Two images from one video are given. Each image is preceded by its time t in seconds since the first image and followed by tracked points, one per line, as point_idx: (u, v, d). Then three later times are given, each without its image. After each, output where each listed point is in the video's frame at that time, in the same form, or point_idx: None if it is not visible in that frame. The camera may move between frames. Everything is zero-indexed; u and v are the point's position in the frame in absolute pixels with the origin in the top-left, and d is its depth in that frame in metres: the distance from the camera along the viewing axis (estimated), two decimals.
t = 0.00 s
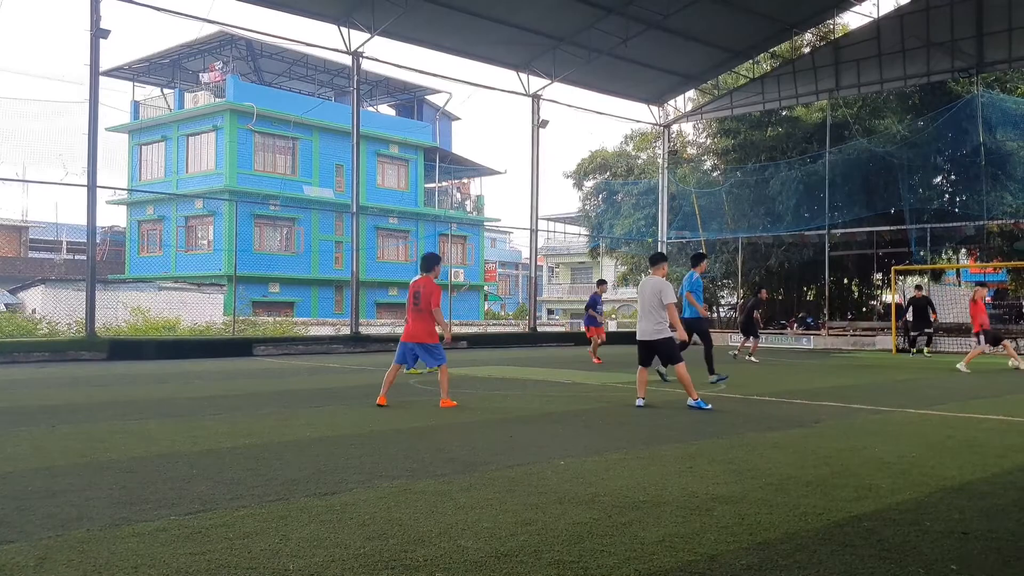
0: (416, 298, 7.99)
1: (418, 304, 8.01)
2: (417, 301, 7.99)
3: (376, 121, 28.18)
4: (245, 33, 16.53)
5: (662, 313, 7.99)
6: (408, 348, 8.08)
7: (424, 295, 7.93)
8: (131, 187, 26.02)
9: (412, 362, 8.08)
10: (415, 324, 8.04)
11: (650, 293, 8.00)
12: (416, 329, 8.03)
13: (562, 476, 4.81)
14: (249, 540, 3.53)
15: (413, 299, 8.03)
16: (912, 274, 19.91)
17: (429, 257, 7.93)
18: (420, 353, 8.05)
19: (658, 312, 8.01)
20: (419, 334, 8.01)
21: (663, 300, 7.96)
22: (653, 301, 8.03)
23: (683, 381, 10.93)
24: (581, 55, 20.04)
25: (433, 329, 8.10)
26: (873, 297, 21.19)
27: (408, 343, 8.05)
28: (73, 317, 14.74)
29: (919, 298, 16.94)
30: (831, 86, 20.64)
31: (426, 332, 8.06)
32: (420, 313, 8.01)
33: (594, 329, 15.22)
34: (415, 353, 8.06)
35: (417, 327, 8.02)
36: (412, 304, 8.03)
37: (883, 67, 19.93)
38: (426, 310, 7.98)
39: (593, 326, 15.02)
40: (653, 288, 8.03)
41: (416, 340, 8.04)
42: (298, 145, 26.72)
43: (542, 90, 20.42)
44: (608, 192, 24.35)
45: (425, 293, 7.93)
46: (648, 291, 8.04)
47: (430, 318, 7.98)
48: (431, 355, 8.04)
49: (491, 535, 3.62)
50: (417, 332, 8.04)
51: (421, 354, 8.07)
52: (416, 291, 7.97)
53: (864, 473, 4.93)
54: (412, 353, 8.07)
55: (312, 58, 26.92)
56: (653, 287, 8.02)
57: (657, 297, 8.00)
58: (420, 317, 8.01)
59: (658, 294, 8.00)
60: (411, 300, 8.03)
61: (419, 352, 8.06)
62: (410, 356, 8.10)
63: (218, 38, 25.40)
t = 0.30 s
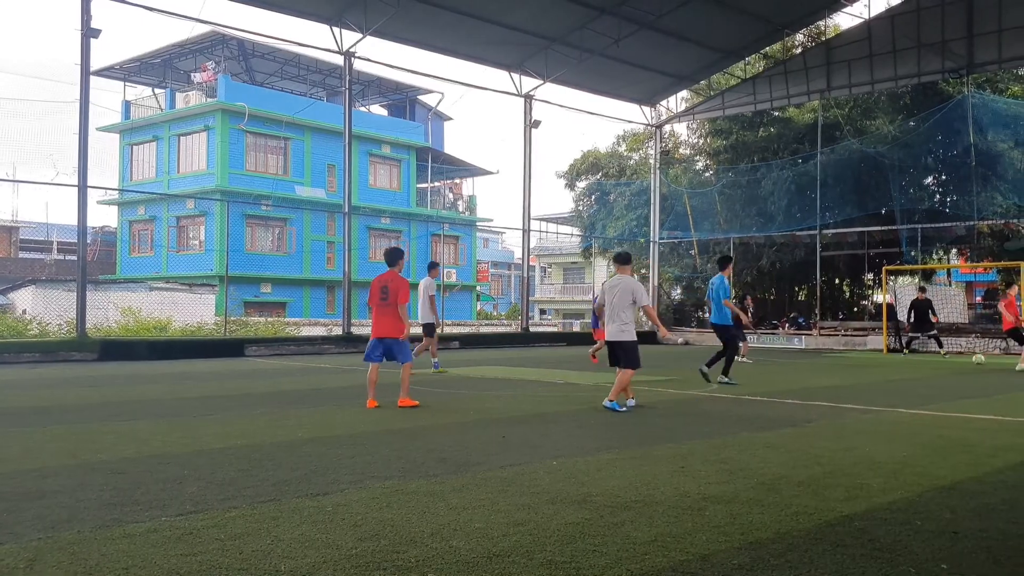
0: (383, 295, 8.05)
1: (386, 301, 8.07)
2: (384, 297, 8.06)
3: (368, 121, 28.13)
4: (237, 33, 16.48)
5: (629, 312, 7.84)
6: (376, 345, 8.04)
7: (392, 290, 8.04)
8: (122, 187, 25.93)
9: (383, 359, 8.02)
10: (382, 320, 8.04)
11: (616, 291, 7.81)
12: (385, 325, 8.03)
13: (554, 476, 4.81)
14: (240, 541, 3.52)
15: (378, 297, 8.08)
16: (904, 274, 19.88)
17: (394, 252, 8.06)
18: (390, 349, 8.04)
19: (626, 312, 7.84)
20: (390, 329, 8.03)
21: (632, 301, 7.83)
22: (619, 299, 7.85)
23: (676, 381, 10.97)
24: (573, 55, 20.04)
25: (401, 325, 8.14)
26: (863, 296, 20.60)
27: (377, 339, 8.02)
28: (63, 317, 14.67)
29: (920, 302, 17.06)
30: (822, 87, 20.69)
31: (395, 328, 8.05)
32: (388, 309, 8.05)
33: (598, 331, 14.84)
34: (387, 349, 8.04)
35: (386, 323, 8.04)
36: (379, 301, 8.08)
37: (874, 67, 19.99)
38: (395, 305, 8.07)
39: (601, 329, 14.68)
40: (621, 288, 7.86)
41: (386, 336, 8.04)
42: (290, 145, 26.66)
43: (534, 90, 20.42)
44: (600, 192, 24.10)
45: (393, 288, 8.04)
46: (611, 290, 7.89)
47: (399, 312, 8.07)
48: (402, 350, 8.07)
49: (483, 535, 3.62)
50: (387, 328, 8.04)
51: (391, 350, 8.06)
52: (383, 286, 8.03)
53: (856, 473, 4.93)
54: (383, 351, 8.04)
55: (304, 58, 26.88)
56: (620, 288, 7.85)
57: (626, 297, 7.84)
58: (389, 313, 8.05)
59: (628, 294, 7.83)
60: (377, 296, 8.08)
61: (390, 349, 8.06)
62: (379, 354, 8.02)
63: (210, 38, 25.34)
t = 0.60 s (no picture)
0: (368, 294, 8.05)
1: (370, 300, 8.07)
2: (369, 297, 8.06)
3: (359, 121, 28.09)
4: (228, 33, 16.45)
5: (596, 311, 7.87)
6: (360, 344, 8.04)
7: (377, 288, 8.06)
8: (113, 187, 25.86)
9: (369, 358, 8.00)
10: (366, 320, 8.05)
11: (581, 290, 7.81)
12: (370, 324, 8.04)
13: (545, 476, 4.82)
14: (231, 542, 3.52)
15: (360, 296, 8.07)
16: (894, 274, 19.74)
17: (377, 252, 8.11)
18: (372, 349, 8.01)
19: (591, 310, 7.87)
20: (375, 327, 8.04)
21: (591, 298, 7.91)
22: (582, 296, 7.84)
23: (667, 381, 10.99)
24: (565, 55, 20.06)
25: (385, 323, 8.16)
26: (853, 296, 20.86)
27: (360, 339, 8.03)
28: (53, 317, 14.62)
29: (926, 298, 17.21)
30: (812, 88, 20.77)
31: (379, 327, 8.06)
32: (373, 308, 8.05)
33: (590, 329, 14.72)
34: (373, 347, 8.03)
35: (372, 322, 8.05)
36: (363, 301, 8.07)
37: (864, 68, 20.09)
38: (380, 303, 8.09)
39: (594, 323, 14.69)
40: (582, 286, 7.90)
41: (371, 334, 8.04)
42: (281, 145, 26.61)
43: (526, 90, 20.44)
44: (593, 193, 24.86)
45: (379, 287, 8.06)
46: (569, 287, 7.83)
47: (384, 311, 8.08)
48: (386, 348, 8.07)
49: (474, 535, 3.62)
50: (373, 327, 8.04)
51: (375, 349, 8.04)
52: (368, 285, 8.04)
53: (846, 472, 4.96)
54: (367, 350, 8.03)
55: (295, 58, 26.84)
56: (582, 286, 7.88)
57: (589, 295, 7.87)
58: (374, 312, 8.05)
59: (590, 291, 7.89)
60: (361, 296, 8.08)
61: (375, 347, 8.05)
62: (365, 353, 8.00)
63: (201, 37, 25.29)
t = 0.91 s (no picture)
0: (360, 295, 8.05)
1: (362, 301, 8.05)
2: (361, 298, 8.05)
3: (349, 120, 28.04)
4: (217, 31, 16.40)
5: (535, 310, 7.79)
6: (353, 345, 7.99)
7: (369, 289, 8.04)
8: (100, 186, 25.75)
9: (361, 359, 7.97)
10: (357, 321, 8.04)
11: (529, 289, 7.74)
12: (360, 325, 8.03)
13: (534, 476, 4.82)
14: (219, 542, 3.50)
15: (352, 296, 8.06)
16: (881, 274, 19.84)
17: (368, 252, 8.08)
18: (368, 349, 7.99)
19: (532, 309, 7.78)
20: (367, 328, 8.03)
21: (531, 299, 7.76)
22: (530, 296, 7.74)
23: (656, 381, 11.00)
24: (554, 55, 20.07)
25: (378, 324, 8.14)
26: (841, 296, 20.77)
27: (354, 339, 7.99)
28: (40, 317, 14.53)
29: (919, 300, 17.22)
30: (801, 88, 20.83)
31: (371, 328, 8.07)
32: (364, 308, 8.03)
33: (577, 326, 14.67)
34: (366, 348, 8.02)
35: (363, 322, 8.04)
36: (354, 301, 8.05)
37: (852, 69, 20.17)
38: (373, 304, 8.06)
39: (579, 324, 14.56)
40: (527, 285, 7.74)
41: (363, 335, 8.02)
42: (270, 144, 26.51)
43: (516, 90, 20.43)
44: (583, 193, 25.05)
45: (370, 288, 8.04)
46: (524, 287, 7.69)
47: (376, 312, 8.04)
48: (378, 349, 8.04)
49: (464, 534, 3.62)
50: (364, 328, 8.03)
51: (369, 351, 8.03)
52: (360, 286, 8.03)
53: (834, 472, 4.97)
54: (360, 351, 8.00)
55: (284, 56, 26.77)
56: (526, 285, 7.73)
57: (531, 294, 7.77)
58: (364, 312, 8.03)
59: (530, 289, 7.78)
60: (353, 296, 8.07)
61: (368, 348, 8.04)
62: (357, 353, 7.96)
63: (190, 36, 25.22)
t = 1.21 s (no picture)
0: (365, 299, 8.06)
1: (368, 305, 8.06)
2: (366, 302, 8.05)
3: (340, 120, 27.98)
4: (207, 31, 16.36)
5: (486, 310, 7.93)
6: (357, 348, 8.00)
7: (375, 294, 8.08)
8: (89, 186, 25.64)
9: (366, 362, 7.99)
10: (360, 323, 8.03)
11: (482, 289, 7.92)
12: (364, 328, 8.03)
13: (525, 476, 4.83)
14: (209, 543, 3.49)
15: (356, 300, 8.06)
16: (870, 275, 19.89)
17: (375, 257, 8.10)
18: (372, 352, 8.02)
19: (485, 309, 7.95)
20: (372, 331, 8.04)
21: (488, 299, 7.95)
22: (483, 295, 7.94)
23: (647, 381, 11.04)
24: (546, 56, 20.08)
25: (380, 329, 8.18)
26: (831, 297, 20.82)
27: (359, 342, 7.99)
28: (29, 317, 14.46)
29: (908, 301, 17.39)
30: (791, 90, 20.90)
31: (375, 331, 8.09)
32: (370, 312, 8.04)
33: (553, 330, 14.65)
34: (370, 351, 8.03)
35: (367, 326, 8.04)
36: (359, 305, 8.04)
37: (842, 71, 20.23)
38: (378, 309, 8.09)
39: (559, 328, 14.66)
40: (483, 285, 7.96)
41: (367, 338, 8.05)
42: (261, 145, 26.43)
43: (507, 90, 20.43)
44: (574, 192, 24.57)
45: (376, 293, 8.08)
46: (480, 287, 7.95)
47: (381, 317, 8.09)
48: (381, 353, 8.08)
49: (455, 535, 3.62)
50: (368, 331, 8.04)
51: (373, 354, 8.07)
52: (366, 290, 8.05)
53: (824, 472, 4.98)
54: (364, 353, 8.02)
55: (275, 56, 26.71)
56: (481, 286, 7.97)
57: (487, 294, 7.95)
58: (370, 315, 8.04)
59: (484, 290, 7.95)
60: (357, 300, 8.06)
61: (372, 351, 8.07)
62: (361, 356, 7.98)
63: (181, 35, 25.13)
